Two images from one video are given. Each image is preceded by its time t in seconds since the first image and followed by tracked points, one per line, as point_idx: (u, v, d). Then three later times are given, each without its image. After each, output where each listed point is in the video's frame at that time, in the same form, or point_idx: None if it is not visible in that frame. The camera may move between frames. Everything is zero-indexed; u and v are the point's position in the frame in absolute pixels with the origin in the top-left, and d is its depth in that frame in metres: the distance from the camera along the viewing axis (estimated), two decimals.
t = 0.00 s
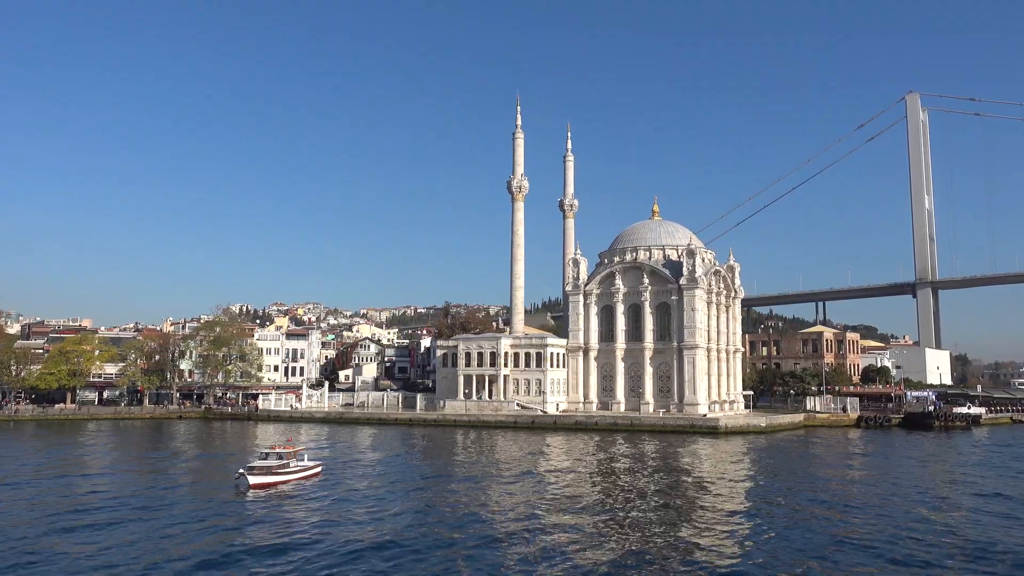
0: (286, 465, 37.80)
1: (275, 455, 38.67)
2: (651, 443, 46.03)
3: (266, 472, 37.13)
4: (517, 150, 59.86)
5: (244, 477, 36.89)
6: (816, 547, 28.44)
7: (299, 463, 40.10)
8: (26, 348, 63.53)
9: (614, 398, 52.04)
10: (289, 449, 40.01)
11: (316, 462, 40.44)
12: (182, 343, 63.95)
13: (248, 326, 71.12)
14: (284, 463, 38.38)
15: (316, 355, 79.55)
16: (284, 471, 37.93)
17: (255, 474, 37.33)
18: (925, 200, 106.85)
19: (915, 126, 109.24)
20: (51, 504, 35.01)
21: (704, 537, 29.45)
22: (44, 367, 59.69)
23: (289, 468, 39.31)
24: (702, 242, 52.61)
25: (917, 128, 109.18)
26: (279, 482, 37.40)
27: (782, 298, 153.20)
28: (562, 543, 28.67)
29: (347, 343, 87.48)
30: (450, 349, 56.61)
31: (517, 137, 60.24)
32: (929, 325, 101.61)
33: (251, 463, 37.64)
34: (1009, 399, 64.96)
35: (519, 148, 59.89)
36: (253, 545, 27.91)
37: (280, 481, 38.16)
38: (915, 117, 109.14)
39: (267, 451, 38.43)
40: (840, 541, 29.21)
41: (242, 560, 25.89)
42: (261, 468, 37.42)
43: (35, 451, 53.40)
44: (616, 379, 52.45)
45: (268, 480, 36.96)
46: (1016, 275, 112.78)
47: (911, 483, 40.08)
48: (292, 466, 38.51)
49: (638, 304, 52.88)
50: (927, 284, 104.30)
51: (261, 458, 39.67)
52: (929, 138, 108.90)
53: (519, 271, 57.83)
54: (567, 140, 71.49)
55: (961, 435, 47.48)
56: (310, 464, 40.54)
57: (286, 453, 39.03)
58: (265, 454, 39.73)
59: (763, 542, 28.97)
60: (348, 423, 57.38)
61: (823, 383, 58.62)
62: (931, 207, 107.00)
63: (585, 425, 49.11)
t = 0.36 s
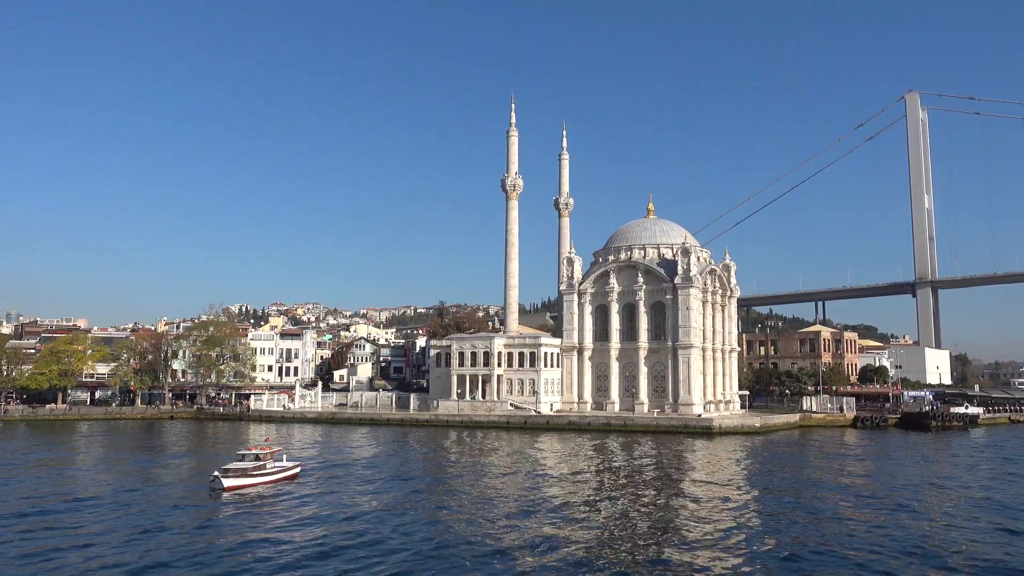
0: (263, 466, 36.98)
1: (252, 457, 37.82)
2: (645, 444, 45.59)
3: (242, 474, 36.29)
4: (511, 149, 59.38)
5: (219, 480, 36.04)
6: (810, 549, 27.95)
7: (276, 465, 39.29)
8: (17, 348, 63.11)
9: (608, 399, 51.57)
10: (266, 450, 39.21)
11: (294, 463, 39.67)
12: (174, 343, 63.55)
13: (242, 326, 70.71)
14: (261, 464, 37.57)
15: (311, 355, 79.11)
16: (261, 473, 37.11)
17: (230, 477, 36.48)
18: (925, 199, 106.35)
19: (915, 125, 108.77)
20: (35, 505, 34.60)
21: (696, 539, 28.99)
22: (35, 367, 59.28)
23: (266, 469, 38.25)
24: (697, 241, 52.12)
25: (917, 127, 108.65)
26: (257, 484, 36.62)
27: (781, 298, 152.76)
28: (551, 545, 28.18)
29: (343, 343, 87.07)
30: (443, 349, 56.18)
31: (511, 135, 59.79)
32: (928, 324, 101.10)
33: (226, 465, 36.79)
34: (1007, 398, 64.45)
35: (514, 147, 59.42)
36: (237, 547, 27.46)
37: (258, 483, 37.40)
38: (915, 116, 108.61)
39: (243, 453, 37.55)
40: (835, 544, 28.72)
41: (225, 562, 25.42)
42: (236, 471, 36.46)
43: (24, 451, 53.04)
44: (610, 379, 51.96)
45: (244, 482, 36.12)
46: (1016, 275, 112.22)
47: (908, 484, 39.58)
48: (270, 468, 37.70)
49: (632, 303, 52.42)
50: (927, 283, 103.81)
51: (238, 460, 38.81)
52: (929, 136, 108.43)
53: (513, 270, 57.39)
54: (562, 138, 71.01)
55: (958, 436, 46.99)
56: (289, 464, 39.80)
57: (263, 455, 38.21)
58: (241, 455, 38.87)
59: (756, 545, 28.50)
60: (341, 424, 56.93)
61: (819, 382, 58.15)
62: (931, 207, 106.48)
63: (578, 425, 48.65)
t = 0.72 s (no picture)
0: (238, 466, 36.01)
1: (226, 457, 36.80)
2: (639, 444, 45.14)
3: (216, 475, 35.27)
4: (506, 147, 58.95)
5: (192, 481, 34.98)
6: (805, 551, 27.48)
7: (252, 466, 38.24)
8: (8, 348, 62.70)
9: (603, 399, 51.12)
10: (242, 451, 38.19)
11: (271, 465, 38.67)
12: (166, 342, 63.11)
13: (235, 325, 70.25)
14: (236, 464, 36.61)
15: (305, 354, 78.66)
16: (236, 473, 36.11)
17: (202, 478, 35.46)
18: (925, 198, 105.89)
19: (916, 124, 108.27)
20: (17, 504, 34.20)
21: (689, 540, 28.53)
22: (25, 367, 58.87)
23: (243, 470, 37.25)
24: (692, 240, 51.69)
25: (918, 126, 108.12)
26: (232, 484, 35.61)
27: (780, 298, 152.19)
28: (540, 546, 27.75)
29: (338, 343, 86.57)
30: (436, 348, 55.74)
31: (506, 133, 59.33)
32: (928, 324, 100.60)
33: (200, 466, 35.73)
34: (1006, 399, 63.97)
35: (508, 144, 58.98)
36: (220, 548, 27.01)
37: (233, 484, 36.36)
38: (915, 116, 108.06)
39: (217, 453, 36.55)
40: (829, 545, 28.27)
41: (208, 563, 24.97)
42: (210, 470, 35.51)
43: (13, 451, 52.62)
44: (604, 378, 51.53)
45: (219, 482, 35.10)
46: (1017, 275, 111.65)
47: (904, 485, 39.07)
48: (246, 469, 36.70)
49: (627, 302, 51.96)
50: (927, 283, 103.30)
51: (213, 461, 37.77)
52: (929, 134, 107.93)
53: (507, 268, 56.94)
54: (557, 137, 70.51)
55: (955, 436, 46.54)
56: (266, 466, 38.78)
57: (239, 455, 37.23)
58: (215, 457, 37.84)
59: (749, 546, 28.06)
60: (334, 424, 56.47)
61: (816, 382, 57.69)
62: (931, 206, 105.95)
63: (572, 425, 48.21)
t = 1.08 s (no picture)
0: (211, 467, 34.80)
1: (200, 458, 35.66)
2: (635, 445, 44.63)
3: (188, 476, 34.12)
4: (500, 144, 58.51)
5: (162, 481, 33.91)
6: (795, 552, 27.02)
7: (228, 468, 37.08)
8: None
9: (597, 399, 50.63)
10: (218, 453, 37.08)
11: (248, 468, 37.47)
12: (158, 342, 62.65)
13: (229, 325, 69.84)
14: (210, 466, 35.42)
15: (300, 354, 78.24)
16: (209, 475, 34.93)
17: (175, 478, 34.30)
18: (925, 197, 105.36)
19: (916, 122, 107.84)
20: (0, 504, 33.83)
21: (678, 541, 28.08)
22: (15, 366, 58.47)
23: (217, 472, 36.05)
24: (687, 238, 51.24)
25: (918, 125, 107.70)
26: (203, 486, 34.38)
27: (780, 298, 151.68)
28: (525, 547, 27.28)
29: (333, 342, 86.13)
30: (429, 348, 55.32)
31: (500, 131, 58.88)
32: (928, 323, 100.09)
33: (172, 466, 34.67)
34: (1005, 398, 63.49)
35: (502, 142, 58.53)
36: (202, 549, 26.54)
37: (206, 486, 35.23)
38: (915, 116, 107.61)
39: (190, 453, 35.39)
40: (821, 547, 27.79)
41: (189, 563, 24.69)
42: (182, 471, 34.35)
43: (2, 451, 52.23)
44: (598, 378, 51.08)
45: (188, 484, 33.89)
46: (1018, 274, 111.09)
47: (900, 485, 38.60)
48: (219, 470, 35.51)
49: (621, 301, 51.49)
50: (927, 282, 102.80)
51: (186, 462, 36.59)
52: (929, 133, 107.48)
53: (501, 267, 56.48)
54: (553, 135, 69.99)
55: (952, 436, 46.09)
56: (243, 469, 37.57)
57: (213, 456, 36.05)
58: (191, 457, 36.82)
59: (737, 547, 27.62)
60: (326, 424, 56.03)
61: (812, 382, 57.21)
62: (930, 205, 105.43)
63: (565, 425, 47.74)
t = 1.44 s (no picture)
0: (183, 469, 33.49)
1: (174, 458, 34.30)
2: (629, 445, 44.17)
3: (159, 478, 32.84)
4: (494, 142, 58.09)
5: (132, 483, 32.63)
6: (790, 552, 26.47)
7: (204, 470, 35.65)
8: None
9: (591, 399, 50.16)
10: (193, 454, 35.72)
11: (225, 469, 36.01)
12: (150, 341, 62.21)
13: (223, 324, 69.42)
14: (183, 467, 34.07)
15: (295, 354, 77.82)
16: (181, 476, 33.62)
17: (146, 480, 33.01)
18: (925, 197, 104.88)
19: (916, 121, 107.37)
20: None
21: (670, 541, 27.59)
22: (6, 366, 58.05)
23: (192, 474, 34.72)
24: (682, 236, 50.81)
25: (918, 124, 107.24)
26: (175, 488, 32.96)
27: (780, 297, 151.22)
28: (513, 548, 26.76)
29: (329, 342, 85.72)
30: (423, 347, 54.87)
31: (494, 129, 58.45)
32: (927, 323, 99.63)
33: (143, 467, 33.38)
34: (1003, 399, 63.01)
35: (497, 140, 58.11)
36: (183, 546, 26.17)
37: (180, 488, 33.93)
38: (915, 115, 107.18)
39: (164, 453, 34.05)
40: (816, 547, 27.26)
41: (169, 561, 24.31)
42: (154, 473, 33.07)
43: None
44: (592, 378, 50.59)
45: (160, 485, 32.61)
46: (1018, 273, 110.63)
47: (896, 485, 38.10)
48: (193, 471, 34.10)
49: (616, 300, 51.04)
50: (927, 282, 102.32)
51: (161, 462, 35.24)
52: (929, 132, 107.03)
53: (495, 266, 56.05)
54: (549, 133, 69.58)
55: (949, 437, 45.60)
56: (221, 470, 36.12)
57: (187, 457, 34.66)
58: (167, 458, 35.56)
59: (730, 547, 27.12)
60: (319, 424, 55.56)
61: (809, 382, 56.74)
62: (930, 205, 104.95)
63: (559, 426, 47.27)
